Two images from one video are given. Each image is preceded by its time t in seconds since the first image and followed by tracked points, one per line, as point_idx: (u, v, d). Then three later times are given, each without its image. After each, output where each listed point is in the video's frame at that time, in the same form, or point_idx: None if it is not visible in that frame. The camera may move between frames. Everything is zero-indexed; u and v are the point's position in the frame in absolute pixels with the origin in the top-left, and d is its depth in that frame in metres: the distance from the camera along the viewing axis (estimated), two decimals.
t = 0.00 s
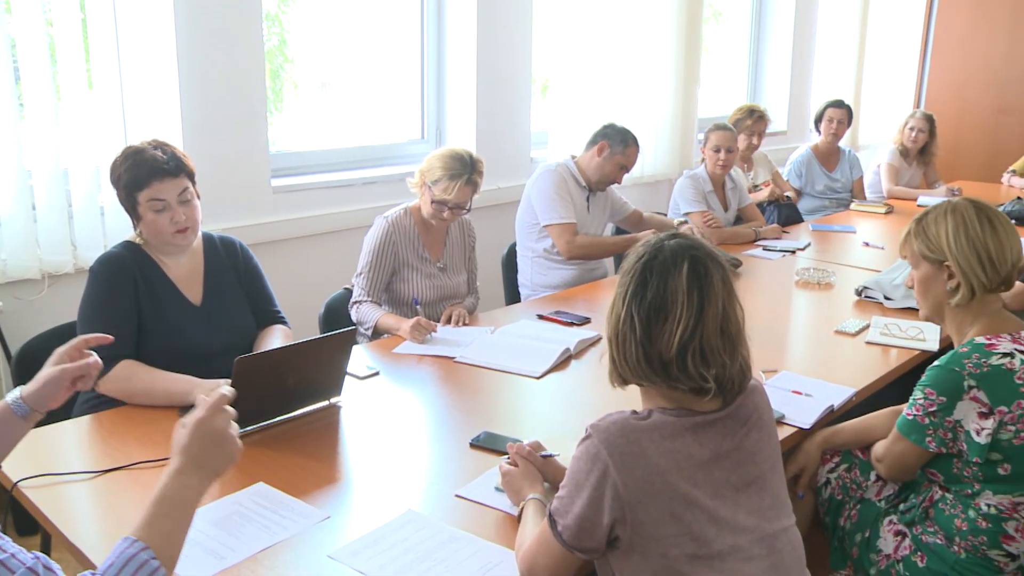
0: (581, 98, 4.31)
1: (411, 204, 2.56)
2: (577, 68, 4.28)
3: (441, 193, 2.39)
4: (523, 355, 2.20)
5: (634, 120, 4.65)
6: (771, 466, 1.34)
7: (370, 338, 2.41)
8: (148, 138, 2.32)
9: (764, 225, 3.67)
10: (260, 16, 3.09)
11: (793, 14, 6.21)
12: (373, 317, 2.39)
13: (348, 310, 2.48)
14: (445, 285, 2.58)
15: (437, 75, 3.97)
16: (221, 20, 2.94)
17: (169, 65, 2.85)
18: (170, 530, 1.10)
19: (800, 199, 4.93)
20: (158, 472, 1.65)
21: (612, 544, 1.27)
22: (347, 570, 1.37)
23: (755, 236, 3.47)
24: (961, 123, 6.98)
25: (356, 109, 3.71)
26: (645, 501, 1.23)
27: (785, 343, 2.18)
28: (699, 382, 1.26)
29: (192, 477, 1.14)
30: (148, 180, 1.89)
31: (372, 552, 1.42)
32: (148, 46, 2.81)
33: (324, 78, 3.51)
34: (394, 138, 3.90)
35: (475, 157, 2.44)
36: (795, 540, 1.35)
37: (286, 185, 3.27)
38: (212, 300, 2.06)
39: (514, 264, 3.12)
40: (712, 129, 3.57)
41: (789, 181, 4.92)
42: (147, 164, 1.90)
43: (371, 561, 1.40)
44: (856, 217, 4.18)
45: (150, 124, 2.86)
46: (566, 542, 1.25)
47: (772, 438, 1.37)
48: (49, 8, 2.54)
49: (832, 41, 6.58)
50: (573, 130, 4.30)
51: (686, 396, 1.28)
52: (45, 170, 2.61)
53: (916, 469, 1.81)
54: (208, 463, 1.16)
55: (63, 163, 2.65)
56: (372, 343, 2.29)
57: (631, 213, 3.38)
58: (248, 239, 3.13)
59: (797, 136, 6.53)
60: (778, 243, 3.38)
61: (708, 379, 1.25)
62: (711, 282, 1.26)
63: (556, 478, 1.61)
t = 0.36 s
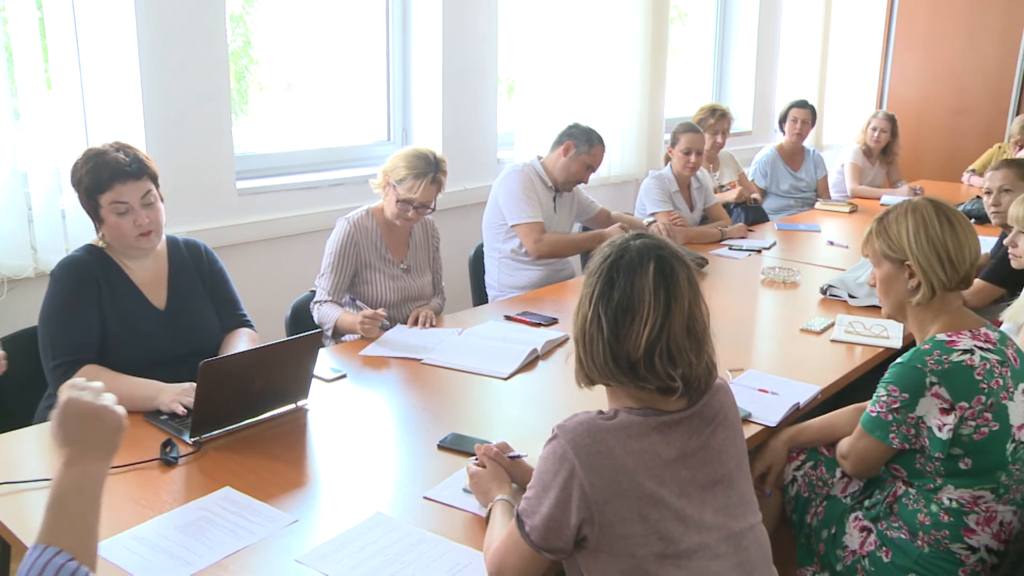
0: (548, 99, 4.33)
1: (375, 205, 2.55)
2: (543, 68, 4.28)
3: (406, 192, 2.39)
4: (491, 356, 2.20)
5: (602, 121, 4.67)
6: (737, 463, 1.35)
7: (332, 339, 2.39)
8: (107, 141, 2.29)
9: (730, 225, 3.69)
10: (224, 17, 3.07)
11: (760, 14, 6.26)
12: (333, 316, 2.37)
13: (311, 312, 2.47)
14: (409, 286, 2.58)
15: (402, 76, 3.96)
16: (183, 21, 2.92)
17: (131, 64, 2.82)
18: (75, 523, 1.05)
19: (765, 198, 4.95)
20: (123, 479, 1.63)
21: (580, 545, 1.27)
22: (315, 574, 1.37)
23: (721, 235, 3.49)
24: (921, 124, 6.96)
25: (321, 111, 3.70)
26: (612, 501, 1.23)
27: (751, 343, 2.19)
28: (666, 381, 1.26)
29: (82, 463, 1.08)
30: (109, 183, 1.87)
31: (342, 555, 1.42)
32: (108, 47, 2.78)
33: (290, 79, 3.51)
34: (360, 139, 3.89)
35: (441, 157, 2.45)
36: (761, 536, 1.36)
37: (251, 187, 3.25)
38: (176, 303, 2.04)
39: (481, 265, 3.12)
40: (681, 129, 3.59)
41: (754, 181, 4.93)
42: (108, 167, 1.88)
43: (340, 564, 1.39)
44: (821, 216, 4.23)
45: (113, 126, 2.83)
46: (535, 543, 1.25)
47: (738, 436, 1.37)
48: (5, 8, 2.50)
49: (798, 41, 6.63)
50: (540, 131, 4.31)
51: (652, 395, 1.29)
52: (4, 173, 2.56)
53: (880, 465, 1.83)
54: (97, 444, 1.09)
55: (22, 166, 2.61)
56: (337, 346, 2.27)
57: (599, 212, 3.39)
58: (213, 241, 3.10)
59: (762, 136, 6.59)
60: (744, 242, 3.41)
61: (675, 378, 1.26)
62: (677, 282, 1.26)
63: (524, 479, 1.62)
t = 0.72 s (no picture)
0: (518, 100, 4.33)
1: (340, 207, 2.54)
2: (513, 69, 4.28)
3: (374, 193, 2.38)
4: (461, 358, 2.20)
5: (573, 121, 4.68)
6: (707, 461, 1.35)
7: (297, 342, 2.39)
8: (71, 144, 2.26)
9: (700, 224, 3.72)
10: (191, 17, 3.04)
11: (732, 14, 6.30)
12: (297, 321, 2.37)
13: (276, 316, 2.45)
14: (373, 289, 2.57)
15: (372, 77, 3.96)
16: (149, 21, 2.89)
17: (96, 64, 2.79)
18: None
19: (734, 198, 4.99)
20: (90, 485, 1.61)
21: (551, 545, 1.26)
22: None
23: (691, 235, 3.51)
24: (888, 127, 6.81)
25: (290, 113, 3.68)
26: (582, 501, 1.22)
27: (721, 342, 2.20)
28: (636, 380, 1.26)
29: None
30: (73, 186, 1.86)
31: (313, 558, 1.41)
32: (72, 47, 2.74)
33: (259, 80, 3.49)
34: (329, 141, 3.88)
35: (408, 158, 2.45)
36: (731, 535, 1.36)
37: (220, 190, 3.23)
38: (143, 306, 2.03)
39: (452, 267, 3.12)
40: (652, 130, 3.58)
41: (724, 181, 4.98)
42: (72, 169, 1.86)
43: (310, 568, 1.39)
44: (789, 215, 4.27)
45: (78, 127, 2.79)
46: (506, 544, 1.25)
47: (708, 435, 1.38)
48: None
49: (769, 42, 6.69)
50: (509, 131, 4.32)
51: (622, 395, 1.29)
52: None
53: (848, 462, 1.85)
54: None
55: None
56: (302, 350, 2.26)
57: (569, 213, 3.41)
58: (180, 244, 3.07)
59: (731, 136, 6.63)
60: (713, 241, 3.44)
61: (645, 378, 1.26)
62: (646, 281, 1.27)
63: (495, 481, 1.62)
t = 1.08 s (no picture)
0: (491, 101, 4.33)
1: (309, 209, 2.53)
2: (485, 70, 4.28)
3: (346, 195, 2.38)
4: (433, 359, 2.20)
5: (545, 121, 4.68)
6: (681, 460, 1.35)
7: (271, 346, 2.37)
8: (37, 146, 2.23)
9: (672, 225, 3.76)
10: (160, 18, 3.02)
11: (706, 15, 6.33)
12: (270, 325, 2.35)
13: (248, 319, 2.44)
14: (344, 291, 2.57)
15: (343, 78, 3.94)
16: (119, 22, 2.86)
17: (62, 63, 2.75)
18: None
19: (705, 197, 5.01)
20: (58, 491, 1.59)
21: (526, 546, 1.26)
22: None
23: (664, 235, 3.52)
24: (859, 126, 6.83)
25: (261, 114, 3.66)
26: (557, 503, 1.22)
27: (693, 342, 2.21)
28: (610, 381, 1.26)
29: None
30: (39, 188, 1.83)
31: (285, 562, 1.40)
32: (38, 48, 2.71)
33: (230, 81, 3.47)
34: (301, 143, 3.86)
35: (379, 161, 2.45)
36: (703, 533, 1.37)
37: (190, 192, 3.20)
38: (112, 310, 2.01)
39: (425, 269, 3.11)
40: (624, 131, 3.62)
41: (696, 181, 4.99)
42: (37, 171, 1.83)
43: (283, 572, 1.38)
44: (761, 215, 4.31)
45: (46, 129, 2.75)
46: (479, 546, 1.24)
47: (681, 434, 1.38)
48: None
49: (741, 43, 6.73)
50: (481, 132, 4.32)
51: (596, 395, 1.28)
52: None
53: (820, 459, 1.86)
54: None
55: None
56: (273, 353, 2.25)
57: (541, 213, 3.42)
58: (149, 247, 3.04)
59: (703, 137, 6.67)
60: (686, 241, 3.46)
61: (619, 378, 1.26)
62: (620, 282, 1.26)
63: (468, 482, 1.62)
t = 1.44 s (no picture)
0: (463, 101, 4.34)
1: (281, 211, 2.51)
2: (457, 72, 4.28)
3: (318, 197, 2.37)
4: (405, 361, 2.20)
5: (517, 122, 4.69)
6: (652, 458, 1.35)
7: (245, 348, 2.36)
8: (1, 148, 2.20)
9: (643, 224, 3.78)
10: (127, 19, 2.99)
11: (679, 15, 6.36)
12: (246, 326, 2.34)
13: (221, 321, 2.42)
14: (317, 293, 2.56)
15: (314, 79, 3.93)
16: (85, 22, 2.83)
17: (26, 64, 2.72)
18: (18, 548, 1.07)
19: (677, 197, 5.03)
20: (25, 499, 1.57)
21: (498, 547, 1.25)
22: None
23: (635, 236, 3.54)
24: (828, 127, 6.87)
25: (231, 116, 3.64)
26: (529, 504, 1.22)
27: (665, 341, 2.22)
28: (582, 381, 1.26)
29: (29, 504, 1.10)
30: (4, 190, 1.81)
31: (256, 567, 1.39)
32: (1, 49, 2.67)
33: (200, 83, 3.45)
34: (271, 145, 3.84)
35: (351, 163, 2.45)
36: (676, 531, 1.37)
37: (159, 194, 3.17)
38: (79, 313, 1.99)
39: (396, 270, 3.11)
40: (595, 131, 3.63)
41: (667, 181, 5.00)
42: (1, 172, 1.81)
43: None
44: (732, 215, 4.34)
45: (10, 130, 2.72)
46: (452, 547, 1.23)
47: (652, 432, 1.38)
48: None
49: (713, 43, 6.77)
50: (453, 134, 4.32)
51: (568, 396, 1.28)
52: None
53: (791, 457, 1.88)
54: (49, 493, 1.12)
55: None
56: (245, 355, 2.24)
57: (511, 217, 3.42)
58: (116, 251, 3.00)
59: (674, 137, 6.71)
60: (657, 241, 3.48)
61: (591, 378, 1.26)
62: (592, 282, 1.27)
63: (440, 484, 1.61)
